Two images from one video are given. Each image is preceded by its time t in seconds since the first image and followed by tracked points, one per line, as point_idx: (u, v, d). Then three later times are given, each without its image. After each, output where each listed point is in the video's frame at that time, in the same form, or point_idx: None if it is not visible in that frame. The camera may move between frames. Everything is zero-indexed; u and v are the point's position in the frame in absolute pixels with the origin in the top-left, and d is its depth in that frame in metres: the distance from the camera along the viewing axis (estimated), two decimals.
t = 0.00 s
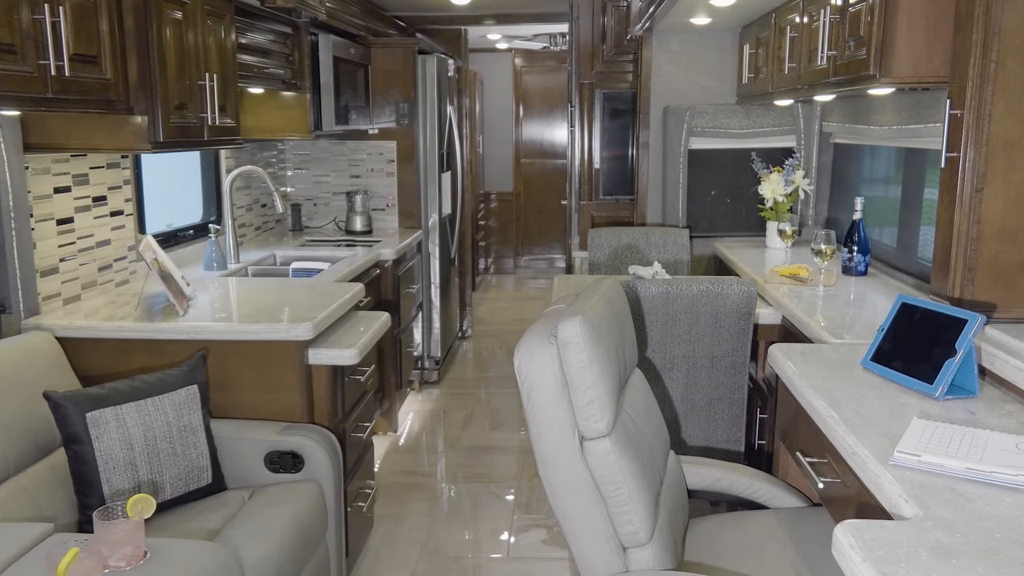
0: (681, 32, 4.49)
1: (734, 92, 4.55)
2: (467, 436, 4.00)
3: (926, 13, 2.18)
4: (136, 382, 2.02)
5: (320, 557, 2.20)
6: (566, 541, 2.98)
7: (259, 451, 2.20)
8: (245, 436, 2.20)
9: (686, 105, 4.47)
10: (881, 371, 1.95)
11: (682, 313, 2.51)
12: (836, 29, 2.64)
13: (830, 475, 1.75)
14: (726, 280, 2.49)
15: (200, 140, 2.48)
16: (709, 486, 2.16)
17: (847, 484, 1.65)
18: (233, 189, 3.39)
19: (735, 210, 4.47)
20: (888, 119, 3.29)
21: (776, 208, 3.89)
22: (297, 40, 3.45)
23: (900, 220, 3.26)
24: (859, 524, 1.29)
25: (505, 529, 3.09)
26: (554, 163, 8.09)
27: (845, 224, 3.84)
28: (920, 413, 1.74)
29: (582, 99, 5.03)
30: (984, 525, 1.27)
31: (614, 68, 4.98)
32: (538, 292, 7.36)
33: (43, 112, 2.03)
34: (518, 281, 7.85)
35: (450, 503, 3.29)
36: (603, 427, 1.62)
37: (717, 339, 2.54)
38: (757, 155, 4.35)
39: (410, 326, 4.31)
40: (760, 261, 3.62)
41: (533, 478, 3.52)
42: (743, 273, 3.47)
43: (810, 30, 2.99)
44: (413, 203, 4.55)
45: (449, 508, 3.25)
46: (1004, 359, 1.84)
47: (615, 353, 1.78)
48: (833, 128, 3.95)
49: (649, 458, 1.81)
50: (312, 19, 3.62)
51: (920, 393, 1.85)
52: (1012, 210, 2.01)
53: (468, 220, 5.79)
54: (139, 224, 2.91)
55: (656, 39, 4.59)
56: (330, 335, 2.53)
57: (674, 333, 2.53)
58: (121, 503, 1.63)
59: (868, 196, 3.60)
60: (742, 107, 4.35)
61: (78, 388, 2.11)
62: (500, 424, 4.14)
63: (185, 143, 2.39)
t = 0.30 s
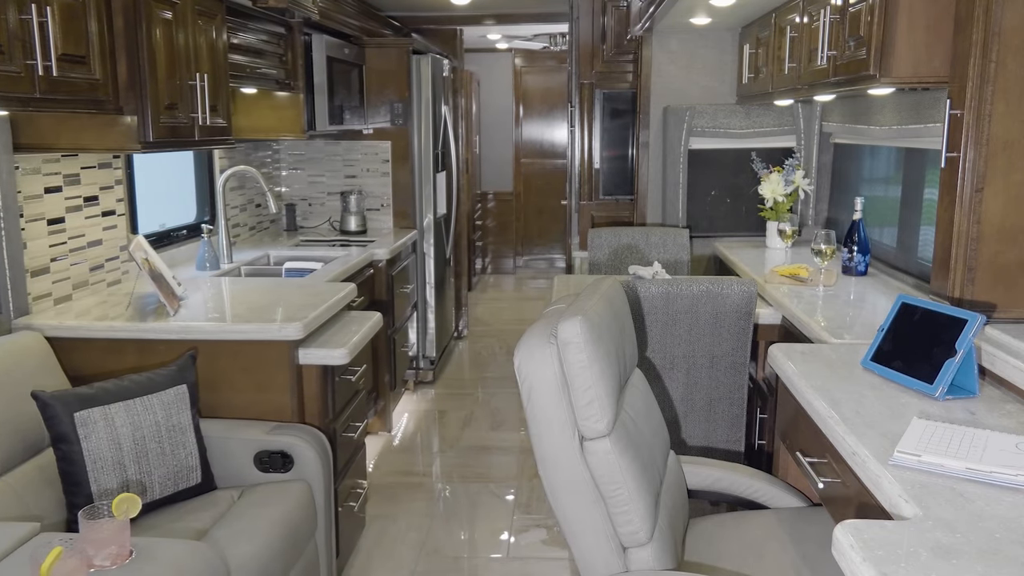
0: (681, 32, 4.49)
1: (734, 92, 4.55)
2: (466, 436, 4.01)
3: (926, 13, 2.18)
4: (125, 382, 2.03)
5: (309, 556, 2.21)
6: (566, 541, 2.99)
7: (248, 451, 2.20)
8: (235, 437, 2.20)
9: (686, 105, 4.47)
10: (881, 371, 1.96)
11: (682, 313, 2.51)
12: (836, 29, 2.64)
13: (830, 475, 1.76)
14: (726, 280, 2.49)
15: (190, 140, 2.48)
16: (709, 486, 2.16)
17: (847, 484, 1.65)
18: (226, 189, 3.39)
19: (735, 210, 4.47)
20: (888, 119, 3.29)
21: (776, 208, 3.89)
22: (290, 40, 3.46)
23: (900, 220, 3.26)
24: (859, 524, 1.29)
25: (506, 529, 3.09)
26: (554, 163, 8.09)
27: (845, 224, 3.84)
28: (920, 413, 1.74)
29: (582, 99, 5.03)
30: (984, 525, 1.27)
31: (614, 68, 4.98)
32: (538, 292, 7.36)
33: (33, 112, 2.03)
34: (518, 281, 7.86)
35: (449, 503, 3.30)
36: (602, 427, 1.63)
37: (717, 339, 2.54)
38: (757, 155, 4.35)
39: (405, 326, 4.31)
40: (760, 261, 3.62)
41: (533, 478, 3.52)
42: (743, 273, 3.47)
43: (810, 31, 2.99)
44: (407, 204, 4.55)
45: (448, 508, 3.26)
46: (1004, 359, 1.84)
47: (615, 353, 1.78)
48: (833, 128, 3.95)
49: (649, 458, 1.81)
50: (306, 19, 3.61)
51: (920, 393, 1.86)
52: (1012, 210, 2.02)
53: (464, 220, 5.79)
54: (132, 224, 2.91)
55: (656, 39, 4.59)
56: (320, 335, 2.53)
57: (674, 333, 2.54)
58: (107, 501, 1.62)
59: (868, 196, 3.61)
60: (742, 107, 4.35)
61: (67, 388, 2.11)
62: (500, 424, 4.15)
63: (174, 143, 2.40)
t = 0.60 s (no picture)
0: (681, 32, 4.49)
1: (734, 92, 4.55)
2: (466, 436, 4.01)
3: (926, 13, 2.18)
4: (114, 382, 2.03)
5: (298, 556, 2.21)
6: (566, 541, 2.99)
7: (238, 451, 2.20)
8: (224, 436, 2.20)
9: (686, 105, 4.47)
10: (881, 371, 1.96)
11: (682, 313, 2.51)
12: (836, 29, 2.64)
13: (830, 475, 1.76)
14: (726, 280, 2.49)
15: (181, 139, 2.49)
16: (709, 486, 2.16)
17: (847, 484, 1.65)
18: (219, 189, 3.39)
19: (735, 210, 4.47)
20: (888, 119, 3.29)
21: (776, 208, 3.89)
22: (283, 40, 3.46)
23: (900, 220, 3.26)
24: (859, 524, 1.29)
25: (505, 529, 3.09)
26: (554, 163, 8.09)
27: (845, 224, 3.84)
28: (920, 413, 1.75)
29: (582, 99, 5.02)
30: (984, 525, 1.27)
31: (614, 68, 4.98)
32: (538, 292, 7.36)
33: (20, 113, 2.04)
34: (517, 281, 7.86)
35: (447, 503, 3.30)
36: (602, 427, 1.63)
37: (717, 339, 2.54)
38: (757, 155, 4.35)
39: (399, 326, 4.32)
40: (760, 261, 3.62)
41: (533, 479, 3.52)
42: (743, 273, 3.47)
43: (810, 31, 2.99)
44: (402, 204, 4.56)
45: (447, 508, 3.26)
46: (1004, 359, 1.84)
47: (615, 353, 1.78)
48: (833, 128, 3.95)
49: (649, 458, 1.81)
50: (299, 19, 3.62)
51: (920, 393, 1.86)
52: (1012, 210, 2.02)
53: (460, 220, 5.80)
54: (124, 224, 2.91)
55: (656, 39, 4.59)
56: (311, 335, 2.53)
57: (674, 333, 2.54)
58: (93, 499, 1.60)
59: (868, 196, 3.60)
60: (742, 108, 4.35)
61: (56, 388, 2.11)
62: (500, 424, 4.15)
63: (164, 143, 2.41)
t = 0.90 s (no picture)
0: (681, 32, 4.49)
1: (734, 92, 4.55)
2: (466, 436, 4.01)
3: (926, 13, 2.18)
4: (102, 382, 2.03)
5: (288, 555, 2.22)
6: (566, 541, 2.99)
7: (227, 451, 2.20)
8: (214, 436, 2.21)
9: (686, 105, 4.47)
10: (881, 371, 1.96)
11: (682, 313, 2.51)
12: (836, 29, 2.65)
13: (830, 475, 1.76)
14: (726, 280, 2.49)
15: (172, 139, 2.50)
16: (709, 486, 2.16)
17: (847, 484, 1.66)
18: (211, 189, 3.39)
19: (735, 210, 4.47)
20: (888, 119, 3.29)
21: (776, 208, 3.90)
22: (277, 40, 3.46)
23: (900, 220, 3.26)
24: (859, 524, 1.29)
25: (506, 529, 3.09)
26: (553, 163, 8.09)
27: (845, 224, 3.84)
28: (920, 413, 1.75)
29: (582, 99, 5.03)
30: (984, 524, 1.28)
31: (614, 68, 4.98)
32: (538, 292, 7.36)
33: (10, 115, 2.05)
34: (517, 281, 7.86)
35: (445, 503, 3.30)
36: (603, 427, 1.63)
37: (717, 339, 2.54)
38: (757, 155, 4.35)
39: (393, 325, 4.33)
40: (760, 261, 3.63)
41: (533, 478, 3.52)
42: (743, 273, 3.47)
43: (810, 31, 3.00)
44: (396, 205, 4.56)
45: (445, 508, 3.26)
46: (1004, 359, 1.85)
47: (615, 353, 1.78)
48: (833, 128, 3.95)
49: (649, 458, 1.81)
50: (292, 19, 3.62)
51: (920, 393, 1.86)
52: (1012, 210, 2.02)
53: (456, 220, 5.80)
54: (116, 224, 2.92)
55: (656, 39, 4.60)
56: (303, 335, 2.54)
57: (674, 333, 2.54)
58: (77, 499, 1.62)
59: (868, 196, 3.61)
60: (742, 108, 4.34)
61: (45, 388, 2.11)
62: (500, 424, 4.15)
63: (154, 143, 2.42)
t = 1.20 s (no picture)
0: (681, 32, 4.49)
1: (734, 92, 4.55)
2: (467, 436, 4.01)
3: (926, 13, 2.18)
4: (88, 382, 2.03)
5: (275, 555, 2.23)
6: (566, 541, 2.99)
7: (214, 451, 2.21)
8: (202, 436, 2.22)
9: (686, 105, 4.46)
10: (881, 371, 1.95)
11: (682, 313, 2.52)
12: (836, 29, 2.65)
13: (830, 475, 1.75)
14: (726, 280, 2.49)
15: (160, 139, 2.51)
16: (709, 486, 2.15)
17: (847, 484, 1.65)
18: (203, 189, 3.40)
19: (735, 210, 4.46)
20: (888, 119, 3.28)
21: (776, 208, 3.90)
22: (268, 40, 3.47)
23: (899, 220, 3.25)
24: (859, 524, 1.28)
25: (505, 529, 3.09)
26: (554, 163, 8.09)
27: (845, 224, 3.84)
28: (920, 413, 1.74)
29: (582, 99, 4.99)
30: (984, 524, 1.27)
31: (614, 68, 4.94)
32: (538, 292, 7.36)
33: None
34: (518, 281, 7.86)
35: (443, 503, 3.30)
36: (603, 427, 1.62)
37: (717, 339, 2.55)
38: (757, 155, 4.33)
39: (387, 325, 4.34)
40: (760, 261, 3.63)
41: (533, 478, 3.53)
42: (743, 273, 3.48)
43: (810, 31, 2.99)
44: (390, 205, 4.57)
45: (443, 508, 3.27)
46: (1004, 359, 1.84)
47: (615, 352, 1.77)
48: (833, 128, 3.95)
49: (649, 457, 1.81)
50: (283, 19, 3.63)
51: (920, 393, 1.85)
52: (1012, 210, 2.02)
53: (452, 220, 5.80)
54: (107, 224, 2.93)
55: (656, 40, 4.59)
56: (293, 335, 2.54)
57: (674, 333, 2.54)
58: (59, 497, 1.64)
59: (868, 196, 3.60)
60: (742, 107, 4.33)
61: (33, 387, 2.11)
62: (500, 424, 4.15)
63: (143, 143, 2.43)
